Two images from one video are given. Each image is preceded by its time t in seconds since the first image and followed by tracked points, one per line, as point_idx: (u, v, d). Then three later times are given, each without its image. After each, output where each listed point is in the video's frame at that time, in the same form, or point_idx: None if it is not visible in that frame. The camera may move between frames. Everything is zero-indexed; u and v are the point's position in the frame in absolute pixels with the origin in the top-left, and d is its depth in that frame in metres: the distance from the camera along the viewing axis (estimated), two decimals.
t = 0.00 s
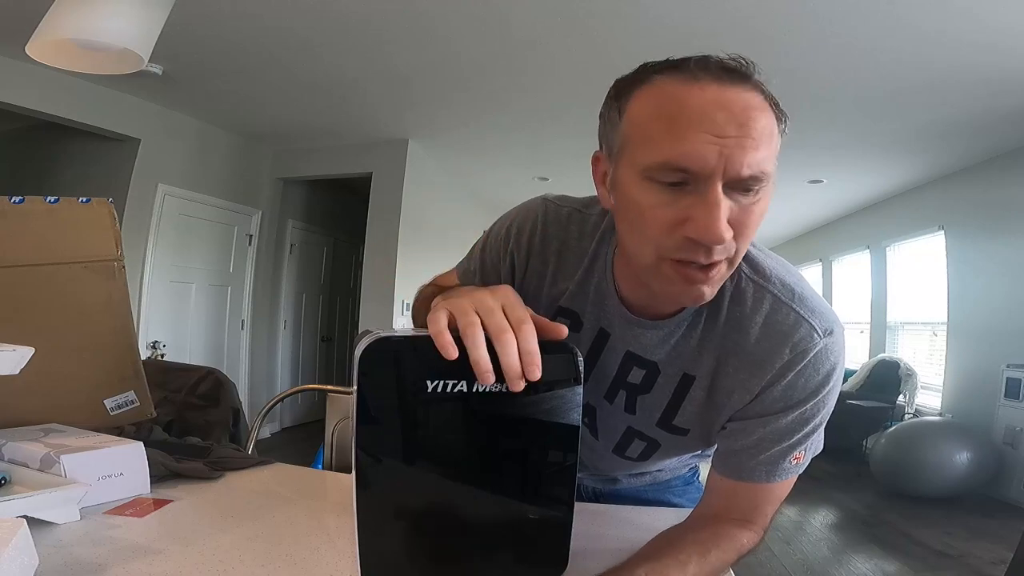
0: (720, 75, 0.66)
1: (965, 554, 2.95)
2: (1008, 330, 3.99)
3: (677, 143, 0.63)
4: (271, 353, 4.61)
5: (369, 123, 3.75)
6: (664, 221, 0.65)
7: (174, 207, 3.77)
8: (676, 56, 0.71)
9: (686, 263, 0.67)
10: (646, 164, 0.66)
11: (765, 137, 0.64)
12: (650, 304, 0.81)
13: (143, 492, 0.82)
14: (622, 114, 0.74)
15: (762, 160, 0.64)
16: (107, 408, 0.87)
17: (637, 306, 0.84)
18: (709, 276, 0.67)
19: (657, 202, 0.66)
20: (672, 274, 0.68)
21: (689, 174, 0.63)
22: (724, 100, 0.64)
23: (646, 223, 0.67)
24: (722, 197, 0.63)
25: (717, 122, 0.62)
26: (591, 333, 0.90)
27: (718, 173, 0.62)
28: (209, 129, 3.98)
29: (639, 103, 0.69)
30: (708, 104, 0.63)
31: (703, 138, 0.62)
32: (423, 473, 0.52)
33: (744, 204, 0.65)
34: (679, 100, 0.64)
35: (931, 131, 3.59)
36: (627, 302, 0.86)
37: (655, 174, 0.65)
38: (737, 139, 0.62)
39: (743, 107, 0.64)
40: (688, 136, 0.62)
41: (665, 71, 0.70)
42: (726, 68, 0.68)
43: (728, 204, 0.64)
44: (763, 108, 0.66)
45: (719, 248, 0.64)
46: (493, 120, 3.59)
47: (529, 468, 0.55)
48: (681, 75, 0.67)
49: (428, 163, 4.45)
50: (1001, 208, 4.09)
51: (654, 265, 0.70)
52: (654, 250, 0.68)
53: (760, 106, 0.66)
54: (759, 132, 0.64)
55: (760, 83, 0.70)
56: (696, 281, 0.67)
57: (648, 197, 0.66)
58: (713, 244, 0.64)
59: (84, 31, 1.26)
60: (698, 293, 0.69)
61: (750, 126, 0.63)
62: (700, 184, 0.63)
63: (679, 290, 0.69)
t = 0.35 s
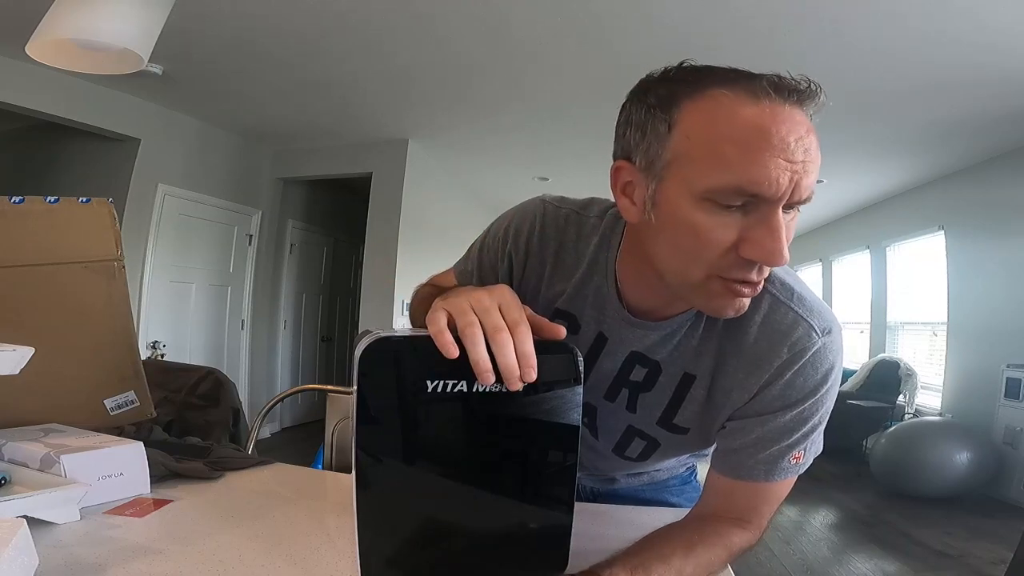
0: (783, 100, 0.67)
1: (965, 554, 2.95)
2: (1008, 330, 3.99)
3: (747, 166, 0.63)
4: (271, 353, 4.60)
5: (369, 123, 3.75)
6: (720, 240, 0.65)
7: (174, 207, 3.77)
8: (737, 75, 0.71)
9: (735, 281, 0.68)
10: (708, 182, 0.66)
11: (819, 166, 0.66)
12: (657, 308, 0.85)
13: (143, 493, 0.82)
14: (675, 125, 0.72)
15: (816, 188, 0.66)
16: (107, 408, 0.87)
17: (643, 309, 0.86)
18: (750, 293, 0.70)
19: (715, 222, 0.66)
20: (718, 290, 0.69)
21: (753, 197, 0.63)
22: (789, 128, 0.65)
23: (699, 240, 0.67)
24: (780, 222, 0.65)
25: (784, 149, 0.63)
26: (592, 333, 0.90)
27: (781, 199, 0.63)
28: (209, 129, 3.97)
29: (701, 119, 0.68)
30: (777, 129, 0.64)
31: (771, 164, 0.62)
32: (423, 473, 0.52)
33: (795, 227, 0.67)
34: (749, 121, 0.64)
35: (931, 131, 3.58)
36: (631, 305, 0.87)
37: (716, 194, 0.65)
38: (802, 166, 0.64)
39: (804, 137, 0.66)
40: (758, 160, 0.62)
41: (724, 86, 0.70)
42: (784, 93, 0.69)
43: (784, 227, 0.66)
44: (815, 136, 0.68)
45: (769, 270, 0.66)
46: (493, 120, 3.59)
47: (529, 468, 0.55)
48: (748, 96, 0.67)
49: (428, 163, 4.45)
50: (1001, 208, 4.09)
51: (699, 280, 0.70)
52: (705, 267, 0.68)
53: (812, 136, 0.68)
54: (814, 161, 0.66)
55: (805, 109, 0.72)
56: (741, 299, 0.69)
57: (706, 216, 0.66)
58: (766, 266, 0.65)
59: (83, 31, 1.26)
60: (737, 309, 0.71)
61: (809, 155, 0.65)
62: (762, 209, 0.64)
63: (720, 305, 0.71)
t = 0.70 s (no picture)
0: (773, 93, 0.66)
1: (965, 554, 2.95)
2: (1008, 330, 3.98)
3: (729, 160, 0.62)
4: (271, 353, 4.60)
5: (369, 123, 3.75)
6: (700, 234, 0.65)
7: (174, 207, 3.77)
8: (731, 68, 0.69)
9: (713, 275, 0.68)
10: (687, 175, 0.65)
11: (807, 161, 0.64)
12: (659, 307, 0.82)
13: (143, 492, 0.82)
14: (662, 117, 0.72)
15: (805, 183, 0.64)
16: (107, 408, 0.88)
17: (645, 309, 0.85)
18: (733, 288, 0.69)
19: (695, 216, 0.65)
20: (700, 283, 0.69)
21: (733, 192, 0.63)
22: (776, 123, 0.63)
23: (680, 234, 0.67)
24: (761, 218, 0.64)
25: (768, 143, 0.62)
26: (594, 334, 0.89)
27: (762, 194, 0.62)
28: (209, 129, 3.98)
29: (688, 112, 0.67)
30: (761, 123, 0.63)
31: (751, 159, 0.62)
32: (423, 472, 0.52)
33: (780, 223, 0.66)
34: (733, 115, 0.64)
35: (930, 131, 3.58)
36: (635, 306, 0.86)
37: (695, 188, 0.65)
38: (786, 162, 0.62)
39: (794, 132, 0.64)
40: (736, 153, 0.62)
41: (714, 79, 0.68)
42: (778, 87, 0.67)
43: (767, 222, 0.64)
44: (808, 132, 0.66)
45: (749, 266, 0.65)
46: (493, 120, 3.59)
47: (529, 469, 0.55)
48: (734, 89, 0.66)
49: (428, 163, 4.45)
50: (1002, 208, 4.09)
51: (680, 272, 0.70)
52: (685, 259, 0.68)
53: (806, 131, 0.66)
54: (802, 156, 0.64)
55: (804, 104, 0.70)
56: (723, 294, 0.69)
57: (687, 210, 0.66)
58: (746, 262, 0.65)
59: (83, 31, 1.26)
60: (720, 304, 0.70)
61: (796, 151, 0.63)
62: (743, 203, 0.63)
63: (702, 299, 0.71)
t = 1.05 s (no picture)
0: (653, 64, 0.72)
1: (965, 554, 2.95)
2: (1008, 331, 3.98)
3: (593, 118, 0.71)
4: (271, 353, 4.60)
5: (369, 123, 3.75)
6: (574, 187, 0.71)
7: (174, 207, 3.77)
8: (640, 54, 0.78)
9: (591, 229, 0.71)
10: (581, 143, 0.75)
11: (662, 110, 0.66)
12: (643, 295, 0.81)
13: (143, 493, 0.82)
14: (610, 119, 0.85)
15: (658, 131, 0.66)
16: (107, 408, 0.88)
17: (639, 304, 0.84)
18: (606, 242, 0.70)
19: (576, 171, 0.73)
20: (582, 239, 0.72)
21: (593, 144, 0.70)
22: (634, 81, 0.69)
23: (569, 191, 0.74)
24: (611, 164, 0.67)
25: (618, 97, 0.69)
26: (593, 329, 0.89)
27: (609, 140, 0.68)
28: (209, 129, 3.98)
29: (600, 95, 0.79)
30: (623, 87, 0.70)
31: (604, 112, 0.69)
32: (423, 472, 0.52)
33: (636, 173, 0.67)
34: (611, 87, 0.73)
35: (930, 131, 3.59)
36: (630, 301, 0.85)
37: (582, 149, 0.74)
38: (632, 112, 0.67)
39: (652, 86, 0.68)
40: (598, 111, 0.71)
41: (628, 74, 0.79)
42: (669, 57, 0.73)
43: (620, 172, 0.67)
44: (680, 89, 0.68)
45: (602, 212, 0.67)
46: (493, 120, 3.59)
47: (529, 469, 0.55)
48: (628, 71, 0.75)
49: (428, 163, 4.45)
50: (1002, 208, 4.08)
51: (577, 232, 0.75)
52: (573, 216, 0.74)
53: (677, 88, 0.68)
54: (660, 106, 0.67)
55: (707, 75, 0.72)
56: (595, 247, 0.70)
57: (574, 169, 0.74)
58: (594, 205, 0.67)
59: (83, 31, 1.26)
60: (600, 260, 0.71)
61: (648, 100, 0.67)
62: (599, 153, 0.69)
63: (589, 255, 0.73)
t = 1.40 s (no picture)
0: (639, 53, 0.70)
1: (965, 554, 2.95)
2: (1008, 331, 3.98)
3: (589, 114, 0.68)
4: (271, 353, 4.60)
5: (369, 123, 3.75)
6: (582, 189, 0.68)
7: (174, 208, 3.77)
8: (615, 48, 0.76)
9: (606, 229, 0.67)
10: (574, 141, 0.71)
11: (669, 99, 0.65)
12: (642, 297, 0.81)
13: (143, 493, 0.82)
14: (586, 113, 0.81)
15: (667, 121, 0.64)
16: (107, 408, 0.88)
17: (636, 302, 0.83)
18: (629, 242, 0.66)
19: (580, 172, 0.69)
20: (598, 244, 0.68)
21: (598, 140, 0.66)
22: (634, 71, 0.67)
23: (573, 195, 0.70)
24: (624, 159, 0.65)
25: (616, 89, 0.66)
26: (593, 329, 0.90)
27: (619, 135, 0.65)
28: (209, 129, 3.98)
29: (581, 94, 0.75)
30: (616, 79, 0.67)
31: (603, 106, 0.66)
32: (423, 472, 0.52)
33: (655, 165, 0.65)
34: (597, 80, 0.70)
35: (930, 131, 3.59)
36: (627, 298, 0.84)
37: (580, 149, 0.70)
38: (638, 103, 0.64)
39: (652, 76, 0.66)
40: (594, 106, 0.68)
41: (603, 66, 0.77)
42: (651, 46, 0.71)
43: (637, 166, 0.65)
44: (679, 76, 0.67)
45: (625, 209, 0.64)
46: (493, 120, 3.59)
47: (529, 468, 0.55)
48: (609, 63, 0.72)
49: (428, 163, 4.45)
50: (1002, 208, 4.08)
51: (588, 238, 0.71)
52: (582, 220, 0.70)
53: (676, 75, 0.67)
54: (667, 95, 0.65)
55: (694, 60, 0.70)
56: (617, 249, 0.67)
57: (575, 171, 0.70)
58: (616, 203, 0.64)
59: (83, 31, 1.26)
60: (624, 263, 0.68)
61: (652, 90, 0.65)
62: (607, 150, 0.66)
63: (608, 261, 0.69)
